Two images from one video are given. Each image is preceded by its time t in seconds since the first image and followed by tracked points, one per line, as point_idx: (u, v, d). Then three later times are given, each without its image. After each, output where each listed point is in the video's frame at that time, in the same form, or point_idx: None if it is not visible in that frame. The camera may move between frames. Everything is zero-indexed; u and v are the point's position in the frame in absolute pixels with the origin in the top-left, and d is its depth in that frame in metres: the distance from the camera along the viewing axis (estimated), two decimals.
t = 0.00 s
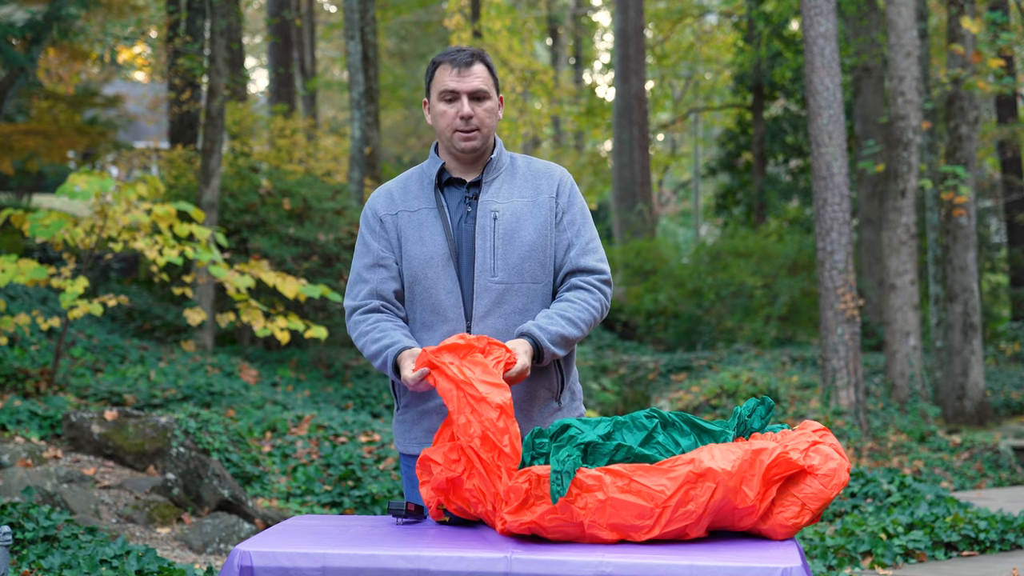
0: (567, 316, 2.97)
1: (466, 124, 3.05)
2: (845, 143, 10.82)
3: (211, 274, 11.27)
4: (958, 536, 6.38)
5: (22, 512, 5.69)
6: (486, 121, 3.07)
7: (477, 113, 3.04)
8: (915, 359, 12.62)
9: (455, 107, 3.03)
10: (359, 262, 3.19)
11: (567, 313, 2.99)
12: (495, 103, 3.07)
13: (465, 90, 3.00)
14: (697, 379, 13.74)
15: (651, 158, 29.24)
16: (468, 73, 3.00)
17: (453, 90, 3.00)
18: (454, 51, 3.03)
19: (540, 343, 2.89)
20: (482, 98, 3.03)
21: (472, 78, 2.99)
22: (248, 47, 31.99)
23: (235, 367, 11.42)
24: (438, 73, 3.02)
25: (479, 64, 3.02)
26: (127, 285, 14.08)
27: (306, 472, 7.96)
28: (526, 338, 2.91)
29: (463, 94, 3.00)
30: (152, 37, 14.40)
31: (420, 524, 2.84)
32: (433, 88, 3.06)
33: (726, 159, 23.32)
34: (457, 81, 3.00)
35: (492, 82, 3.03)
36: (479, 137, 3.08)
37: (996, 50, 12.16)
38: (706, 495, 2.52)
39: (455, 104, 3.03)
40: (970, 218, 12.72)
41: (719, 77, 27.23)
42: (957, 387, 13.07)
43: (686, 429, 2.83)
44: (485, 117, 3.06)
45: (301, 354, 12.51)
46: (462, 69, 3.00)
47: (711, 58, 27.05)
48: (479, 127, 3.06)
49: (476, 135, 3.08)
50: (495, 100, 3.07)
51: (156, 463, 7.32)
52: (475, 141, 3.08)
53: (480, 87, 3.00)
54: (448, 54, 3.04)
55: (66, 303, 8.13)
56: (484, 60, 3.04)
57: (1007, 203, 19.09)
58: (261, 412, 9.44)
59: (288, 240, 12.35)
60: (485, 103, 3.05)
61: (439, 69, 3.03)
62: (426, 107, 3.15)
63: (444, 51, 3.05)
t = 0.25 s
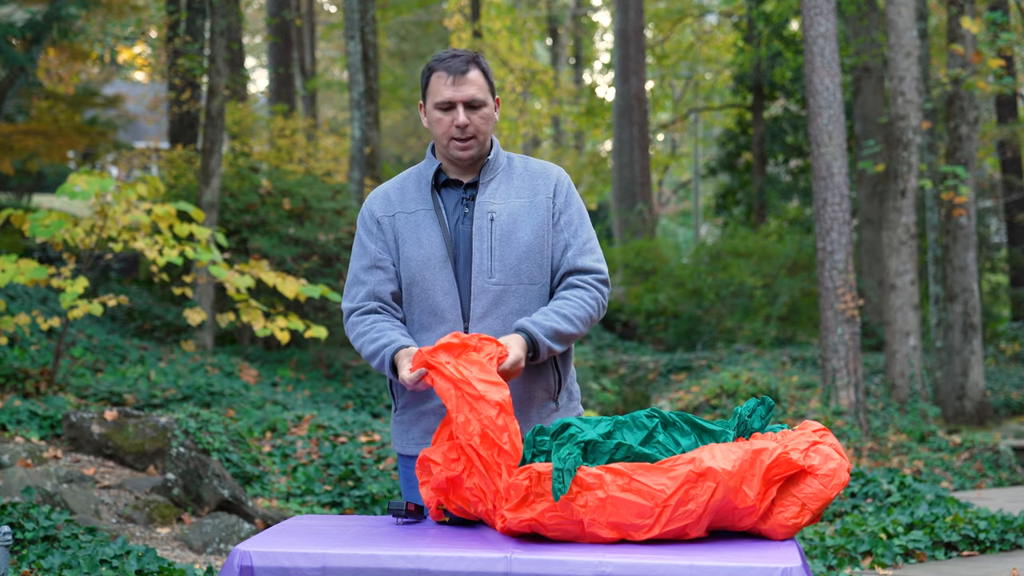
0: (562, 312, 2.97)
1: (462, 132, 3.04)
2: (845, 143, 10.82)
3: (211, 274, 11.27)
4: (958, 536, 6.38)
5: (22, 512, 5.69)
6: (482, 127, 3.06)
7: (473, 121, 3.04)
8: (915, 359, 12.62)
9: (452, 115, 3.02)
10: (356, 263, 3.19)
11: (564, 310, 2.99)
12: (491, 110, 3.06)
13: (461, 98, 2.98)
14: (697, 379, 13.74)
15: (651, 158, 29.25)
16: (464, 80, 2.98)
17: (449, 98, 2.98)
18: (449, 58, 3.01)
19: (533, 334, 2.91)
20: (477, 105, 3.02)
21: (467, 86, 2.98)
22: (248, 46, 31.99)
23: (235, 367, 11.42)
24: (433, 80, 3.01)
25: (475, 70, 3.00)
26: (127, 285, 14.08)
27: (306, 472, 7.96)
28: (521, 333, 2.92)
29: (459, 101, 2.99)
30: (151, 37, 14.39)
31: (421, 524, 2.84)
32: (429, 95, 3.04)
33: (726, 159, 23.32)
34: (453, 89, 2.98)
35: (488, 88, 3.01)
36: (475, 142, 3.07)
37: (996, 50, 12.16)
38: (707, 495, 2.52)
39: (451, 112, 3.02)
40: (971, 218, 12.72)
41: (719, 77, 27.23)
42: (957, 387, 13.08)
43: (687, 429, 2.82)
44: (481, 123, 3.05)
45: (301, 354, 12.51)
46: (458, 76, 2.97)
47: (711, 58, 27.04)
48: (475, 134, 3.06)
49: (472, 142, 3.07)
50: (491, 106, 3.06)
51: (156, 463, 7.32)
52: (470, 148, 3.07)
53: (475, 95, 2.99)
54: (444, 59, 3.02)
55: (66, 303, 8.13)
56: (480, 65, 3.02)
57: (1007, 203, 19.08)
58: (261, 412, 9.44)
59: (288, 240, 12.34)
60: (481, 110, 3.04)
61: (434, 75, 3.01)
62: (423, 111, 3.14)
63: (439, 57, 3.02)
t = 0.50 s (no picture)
0: (531, 313, 2.90)
1: (478, 145, 3.03)
2: (845, 143, 10.82)
3: (211, 274, 11.27)
4: (958, 536, 6.38)
5: (22, 512, 5.69)
6: (495, 139, 3.05)
7: (487, 134, 3.02)
8: (915, 359, 12.63)
9: (468, 127, 3.01)
10: (354, 262, 3.19)
11: (534, 310, 2.91)
12: (505, 122, 3.04)
13: (480, 111, 2.97)
14: (697, 379, 13.74)
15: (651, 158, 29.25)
16: (484, 94, 2.95)
17: (467, 111, 2.96)
18: (468, 68, 2.97)
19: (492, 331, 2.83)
20: (495, 118, 3.00)
21: (487, 100, 2.95)
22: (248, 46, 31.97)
23: (235, 367, 11.42)
24: (450, 89, 2.97)
25: (495, 84, 2.97)
26: (127, 285, 14.07)
27: (306, 472, 7.96)
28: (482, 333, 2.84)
29: (477, 115, 2.97)
30: (152, 37, 14.39)
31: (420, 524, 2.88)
32: (443, 104, 3.01)
33: (726, 159, 23.32)
34: (473, 102, 2.95)
35: (505, 101, 3.00)
36: (488, 152, 3.05)
37: (996, 50, 12.16)
38: (706, 493, 2.55)
39: (468, 124, 3.00)
40: (971, 218, 12.72)
41: (719, 77, 27.22)
42: (957, 387, 13.07)
43: (687, 429, 2.83)
44: (494, 136, 3.04)
45: (301, 354, 12.51)
46: (478, 89, 2.94)
47: (712, 58, 27.03)
48: (488, 147, 3.04)
49: (485, 154, 3.06)
50: (506, 118, 3.05)
51: (156, 463, 7.32)
52: (481, 159, 3.06)
53: (494, 109, 2.98)
54: (461, 68, 2.98)
55: (66, 303, 8.13)
56: (498, 77, 2.99)
57: (1007, 203, 19.07)
58: (261, 412, 9.44)
59: (288, 240, 12.34)
60: (496, 123, 3.03)
61: (451, 84, 2.97)
62: (435, 115, 3.11)
63: (455, 65, 2.98)
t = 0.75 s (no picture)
0: (511, 342, 2.93)
1: (489, 169, 3.00)
2: (845, 143, 10.82)
3: (211, 274, 11.28)
4: (958, 536, 6.38)
5: (22, 512, 5.69)
6: (509, 164, 3.02)
7: (501, 160, 2.99)
8: (915, 359, 12.63)
9: (481, 152, 2.98)
10: (356, 260, 3.21)
11: (513, 339, 2.94)
12: (519, 149, 3.01)
13: (495, 138, 2.94)
14: (697, 379, 13.74)
15: (651, 158, 29.25)
16: (502, 122, 2.92)
17: (483, 137, 2.94)
18: (490, 93, 2.92)
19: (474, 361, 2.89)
20: (510, 144, 2.97)
21: (504, 129, 2.93)
22: (247, 47, 31.97)
23: (235, 367, 11.42)
24: (467, 113, 2.93)
25: (515, 112, 2.93)
26: (127, 285, 14.07)
27: (306, 472, 7.95)
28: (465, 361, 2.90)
29: (493, 142, 2.95)
30: (152, 37, 14.38)
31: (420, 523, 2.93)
32: (459, 124, 2.98)
33: (726, 159, 23.32)
34: (490, 130, 2.93)
35: (522, 128, 2.97)
36: (501, 175, 3.03)
37: (996, 50, 12.16)
38: (704, 492, 2.57)
39: (483, 150, 2.97)
40: (971, 218, 12.72)
41: (719, 77, 27.25)
42: (957, 387, 13.07)
43: (686, 429, 2.85)
44: (508, 162, 3.01)
45: (301, 354, 12.52)
46: (497, 117, 2.91)
47: (711, 58, 27.03)
48: (501, 171, 3.02)
49: (497, 176, 3.04)
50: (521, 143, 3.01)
51: (156, 463, 7.32)
52: (492, 181, 3.04)
53: (510, 136, 2.95)
54: (481, 90, 2.94)
55: (66, 303, 8.13)
56: (517, 103, 2.94)
57: (1007, 203, 19.07)
58: (261, 412, 9.45)
59: (288, 240, 12.34)
60: (510, 150, 2.99)
61: (468, 108, 2.93)
62: (449, 128, 3.08)
63: (475, 87, 2.94)
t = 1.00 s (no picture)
0: (557, 366, 3.04)
1: (481, 186, 3.01)
2: (845, 143, 10.82)
3: (211, 274, 11.28)
4: (958, 536, 6.38)
5: (22, 512, 5.69)
6: (499, 179, 3.03)
7: (491, 176, 3.00)
8: (915, 359, 12.62)
9: (471, 169, 2.98)
10: (356, 278, 3.22)
11: (556, 363, 3.06)
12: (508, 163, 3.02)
13: (485, 155, 2.95)
14: (697, 379, 13.74)
15: (651, 158, 29.25)
16: (490, 139, 2.92)
17: (470, 155, 2.94)
18: (476, 111, 2.92)
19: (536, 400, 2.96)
20: (500, 159, 2.98)
21: (494, 146, 2.94)
22: (248, 47, 31.97)
23: (235, 367, 11.42)
24: (455, 132, 2.94)
25: (501, 127, 2.93)
26: (127, 285, 14.07)
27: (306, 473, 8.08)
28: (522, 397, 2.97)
29: (482, 159, 2.95)
30: (151, 37, 14.37)
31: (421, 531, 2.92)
32: (448, 143, 2.98)
33: (726, 159, 23.32)
34: (478, 148, 2.93)
35: (511, 142, 2.97)
36: (491, 190, 3.05)
37: (996, 50, 12.16)
38: (702, 496, 2.58)
39: (471, 166, 2.97)
40: (970, 218, 12.72)
41: (719, 77, 27.26)
42: (957, 387, 13.07)
43: (684, 430, 2.86)
44: (499, 177, 3.02)
45: (301, 354, 12.52)
46: (484, 134, 2.91)
47: (711, 58, 27.03)
48: (493, 186, 3.03)
49: (488, 190, 3.06)
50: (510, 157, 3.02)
51: (156, 463, 7.32)
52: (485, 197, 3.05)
53: (499, 152, 2.96)
54: (468, 107, 2.94)
55: (66, 303, 8.13)
56: (504, 118, 2.94)
57: (1007, 203, 19.05)
58: (261, 412, 9.45)
59: (288, 240, 12.35)
60: (499, 165, 2.99)
61: (455, 126, 2.94)
62: (437, 146, 3.08)
63: (461, 106, 2.95)
